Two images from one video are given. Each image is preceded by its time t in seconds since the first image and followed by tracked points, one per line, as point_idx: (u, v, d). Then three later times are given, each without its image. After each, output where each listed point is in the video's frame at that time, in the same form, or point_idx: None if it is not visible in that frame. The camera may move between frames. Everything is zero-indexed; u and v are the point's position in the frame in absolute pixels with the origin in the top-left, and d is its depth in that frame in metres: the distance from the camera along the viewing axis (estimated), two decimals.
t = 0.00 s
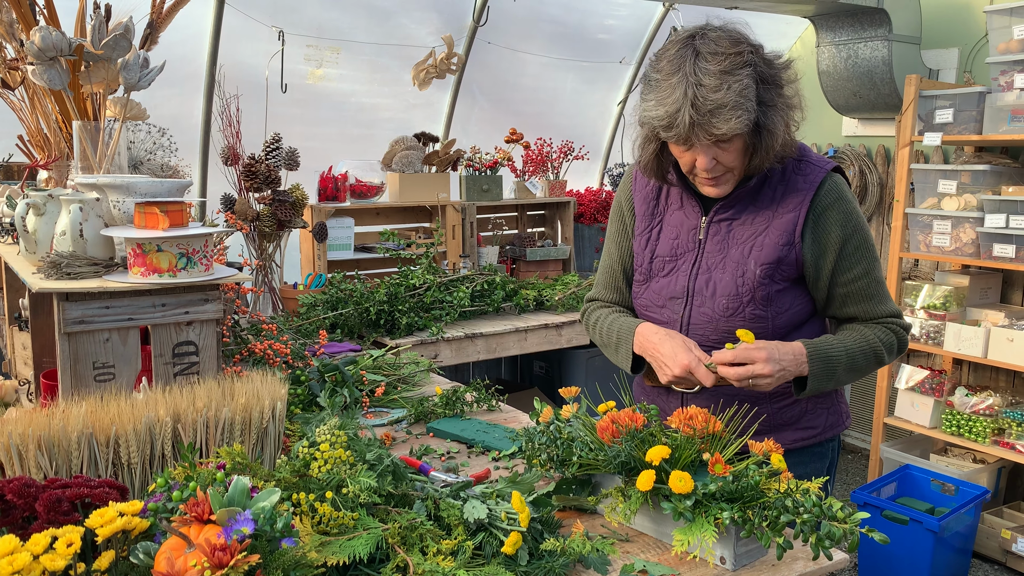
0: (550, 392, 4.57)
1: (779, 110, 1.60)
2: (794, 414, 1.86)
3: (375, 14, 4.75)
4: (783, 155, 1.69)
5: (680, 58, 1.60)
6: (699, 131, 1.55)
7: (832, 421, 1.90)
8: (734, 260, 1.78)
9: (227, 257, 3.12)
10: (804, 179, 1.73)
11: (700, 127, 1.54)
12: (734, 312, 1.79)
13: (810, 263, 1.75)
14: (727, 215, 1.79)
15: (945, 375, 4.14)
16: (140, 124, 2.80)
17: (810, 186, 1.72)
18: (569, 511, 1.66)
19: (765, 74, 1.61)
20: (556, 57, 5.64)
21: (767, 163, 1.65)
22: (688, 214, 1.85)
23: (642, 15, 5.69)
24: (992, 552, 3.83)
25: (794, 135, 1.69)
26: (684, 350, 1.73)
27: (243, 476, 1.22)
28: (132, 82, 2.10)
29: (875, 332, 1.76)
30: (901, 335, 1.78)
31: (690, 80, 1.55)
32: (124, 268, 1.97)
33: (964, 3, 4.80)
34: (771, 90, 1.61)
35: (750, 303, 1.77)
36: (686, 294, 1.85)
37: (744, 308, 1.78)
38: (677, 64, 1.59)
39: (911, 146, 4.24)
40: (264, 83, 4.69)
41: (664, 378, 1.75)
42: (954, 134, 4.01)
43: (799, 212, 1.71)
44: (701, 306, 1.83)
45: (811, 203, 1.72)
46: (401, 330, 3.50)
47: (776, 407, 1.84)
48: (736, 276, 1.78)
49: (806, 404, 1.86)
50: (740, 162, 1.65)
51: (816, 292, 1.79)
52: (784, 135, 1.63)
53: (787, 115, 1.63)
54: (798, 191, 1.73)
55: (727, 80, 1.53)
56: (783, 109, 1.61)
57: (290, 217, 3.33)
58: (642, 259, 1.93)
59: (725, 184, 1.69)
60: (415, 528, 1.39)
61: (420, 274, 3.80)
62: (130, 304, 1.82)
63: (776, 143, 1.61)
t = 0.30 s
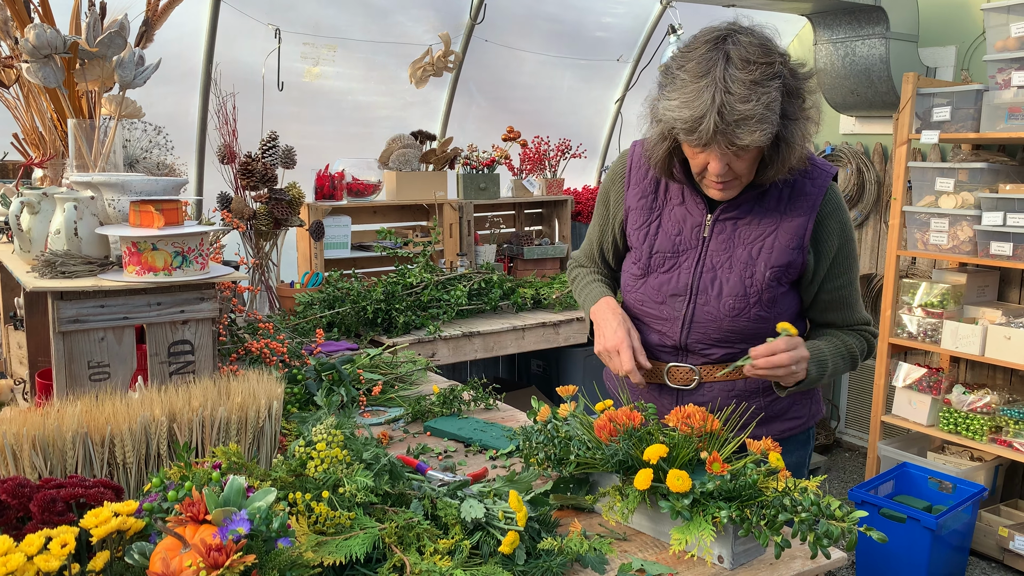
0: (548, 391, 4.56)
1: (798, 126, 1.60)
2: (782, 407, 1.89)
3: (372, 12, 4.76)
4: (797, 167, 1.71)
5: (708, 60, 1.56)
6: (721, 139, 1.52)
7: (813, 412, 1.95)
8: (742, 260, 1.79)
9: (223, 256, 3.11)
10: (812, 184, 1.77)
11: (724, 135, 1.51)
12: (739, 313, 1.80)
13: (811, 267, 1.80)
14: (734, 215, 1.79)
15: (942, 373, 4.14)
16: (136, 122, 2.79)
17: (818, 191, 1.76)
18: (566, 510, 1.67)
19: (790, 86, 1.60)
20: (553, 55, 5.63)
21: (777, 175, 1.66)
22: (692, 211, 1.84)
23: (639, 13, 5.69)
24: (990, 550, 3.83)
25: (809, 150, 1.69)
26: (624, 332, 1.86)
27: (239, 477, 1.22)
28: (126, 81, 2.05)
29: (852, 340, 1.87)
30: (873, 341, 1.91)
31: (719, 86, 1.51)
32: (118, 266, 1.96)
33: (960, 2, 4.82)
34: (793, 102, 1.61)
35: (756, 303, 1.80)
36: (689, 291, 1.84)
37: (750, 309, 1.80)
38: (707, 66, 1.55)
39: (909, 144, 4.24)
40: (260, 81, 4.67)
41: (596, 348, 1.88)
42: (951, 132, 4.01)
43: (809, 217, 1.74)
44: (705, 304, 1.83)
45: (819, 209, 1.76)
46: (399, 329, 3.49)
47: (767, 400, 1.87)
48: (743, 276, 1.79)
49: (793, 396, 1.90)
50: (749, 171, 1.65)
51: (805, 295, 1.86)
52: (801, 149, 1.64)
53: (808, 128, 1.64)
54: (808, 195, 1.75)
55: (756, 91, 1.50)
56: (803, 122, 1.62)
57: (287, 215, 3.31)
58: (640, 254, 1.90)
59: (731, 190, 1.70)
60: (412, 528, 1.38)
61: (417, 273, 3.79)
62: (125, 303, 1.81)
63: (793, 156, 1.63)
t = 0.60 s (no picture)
0: (546, 388, 4.56)
1: (783, 120, 1.64)
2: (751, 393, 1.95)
3: (369, 9, 4.74)
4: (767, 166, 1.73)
5: (698, 53, 1.57)
6: (718, 128, 1.51)
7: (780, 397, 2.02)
8: (709, 265, 1.80)
9: (220, 253, 3.10)
10: (774, 188, 1.79)
11: (722, 123, 1.51)
12: (707, 315, 1.82)
13: (774, 268, 1.83)
14: (700, 220, 1.80)
15: (940, 370, 4.15)
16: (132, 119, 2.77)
17: (779, 195, 1.78)
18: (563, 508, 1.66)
19: (773, 78, 1.64)
20: (550, 52, 5.62)
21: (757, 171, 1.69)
22: (660, 216, 1.84)
23: (637, 10, 5.68)
24: (986, 547, 3.84)
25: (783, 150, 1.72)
26: (599, 324, 1.84)
27: (235, 474, 1.21)
28: (123, 76, 2.06)
29: (844, 348, 1.78)
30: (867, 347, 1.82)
31: (715, 76, 1.52)
32: (114, 263, 1.96)
33: None
34: (775, 95, 1.65)
35: (723, 306, 1.81)
36: (659, 295, 1.84)
37: (717, 311, 1.81)
38: (699, 57, 1.56)
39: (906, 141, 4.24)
40: (257, 77, 4.66)
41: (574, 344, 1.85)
42: (949, 129, 4.01)
43: (771, 221, 1.77)
44: (675, 307, 1.83)
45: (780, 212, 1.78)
46: (396, 326, 3.49)
47: (739, 389, 1.92)
48: (710, 280, 1.80)
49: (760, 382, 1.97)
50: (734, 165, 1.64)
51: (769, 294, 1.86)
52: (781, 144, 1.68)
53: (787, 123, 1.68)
54: (770, 200, 1.78)
55: (749, 81, 1.53)
56: (786, 114, 1.65)
57: (284, 212, 3.29)
58: (609, 257, 1.90)
59: (716, 186, 1.66)
60: (409, 526, 1.38)
61: (414, 271, 3.79)
62: (121, 300, 1.81)
63: (775, 148, 1.66)
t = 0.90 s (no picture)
0: (545, 385, 4.57)
1: (770, 116, 1.61)
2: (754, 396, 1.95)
3: (369, 6, 4.73)
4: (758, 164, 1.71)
5: (675, 59, 1.55)
6: (700, 135, 1.51)
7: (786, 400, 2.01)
8: (703, 265, 1.79)
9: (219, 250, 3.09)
10: (771, 186, 1.75)
11: (703, 130, 1.50)
12: (703, 315, 1.82)
13: (774, 268, 1.79)
14: (695, 220, 1.79)
15: (939, 369, 4.15)
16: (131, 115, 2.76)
17: (777, 194, 1.74)
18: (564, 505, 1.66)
19: (756, 78, 1.61)
20: (550, 49, 5.60)
21: (748, 169, 1.67)
22: (656, 215, 1.85)
23: (638, 8, 5.67)
24: (985, 544, 3.84)
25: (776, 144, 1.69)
26: (607, 336, 1.90)
27: (235, 471, 1.21)
28: (123, 72, 2.06)
29: (845, 354, 1.73)
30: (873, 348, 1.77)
31: (693, 82, 1.51)
32: (114, 260, 1.95)
33: None
34: (761, 94, 1.62)
35: (718, 307, 1.80)
36: (654, 295, 1.85)
37: (712, 312, 1.81)
38: (676, 62, 1.55)
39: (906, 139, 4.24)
40: (256, 74, 4.65)
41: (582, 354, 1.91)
42: (949, 127, 4.01)
43: (768, 221, 1.73)
44: (670, 307, 1.84)
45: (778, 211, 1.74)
46: (396, 323, 3.49)
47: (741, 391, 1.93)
48: (705, 281, 1.79)
49: (763, 385, 1.97)
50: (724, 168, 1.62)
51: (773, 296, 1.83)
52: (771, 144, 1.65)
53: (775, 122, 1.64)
54: (767, 198, 1.74)
55: (728, 86, 1.52)
56: (773, 114, 1.63)
57: (284, 209, 3.27)
58: (606, 257, 1.93)
59: (708, 190, 1.65)
60: (409, 523, 1.38)
61: (414, 268, 3.78)
62: (121, 297, 1.81)
63: (764, 149, 1.63)
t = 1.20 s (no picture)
0: (545, 383, 4.56)
1: (799, 108, 1.56)
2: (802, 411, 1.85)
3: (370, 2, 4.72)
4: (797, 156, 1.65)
5: (697, 47, 1.56)
6: (715, 126, 1.50)
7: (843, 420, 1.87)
8: (744, 261, 1.75)
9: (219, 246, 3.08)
10: (821, 181, 1.69)
11: (718, 121, 1.49)
12: (743, 315, 1.77)
13: (823, 270, 1.70)
14: (739, 214, 1.76)
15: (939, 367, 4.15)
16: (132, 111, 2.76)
17: (827, 189, 1.67)
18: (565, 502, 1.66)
19: (787, 68, 1.57)
20: (552, 46, 5.63)
21: (784, 161, 1.61)
22: (701, 209, 1.84)
23: (639, 5, 5.67)
24: (984, 543, 3.85)
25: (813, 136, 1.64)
26: (639, 334, 1.92)
27: (238, 466, 1.20)
28: (123, 68, 2.04)
29: (883, 365, 1.61)
30: (923, 365, 1.61)
31: (709, 71, 1.51)
32: (116, 256, 1.95)
33: None
34: (793, 84, 1.57)
35: (759, 306, 1.74)
36: (693, 291, 1.83)
37: (753, 312, 1.75)
38: (696, 51, 1.55)
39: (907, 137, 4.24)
40: (257, 70, 4.64)
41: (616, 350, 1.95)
42: (950, 126, 4.00)
43: (814, 217, 1.67)
44: (709, 304, 1.81)
45: (827, 207, 1.67)
46: (396, 320, 3.48)
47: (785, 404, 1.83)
48: (745, 277, 1.75)
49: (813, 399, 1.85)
50: (756, 159, 1.60)
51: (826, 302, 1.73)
52: (805, 135, 1.59)
53: (809, 113, 1.59)
54: (814, 193, 1.68)
55: (748, 72, 1.49)
56: (806, 106, 1.58)
57: (284, 205, 3.29)
58: (649, 251, 1.94)
59: (741, 181, 1.64)
60: (411, 519, 1.37)
61: (414, 264, 3.78)
62: (123, 292, 1.80)
63: (797, 141, 1.57)
